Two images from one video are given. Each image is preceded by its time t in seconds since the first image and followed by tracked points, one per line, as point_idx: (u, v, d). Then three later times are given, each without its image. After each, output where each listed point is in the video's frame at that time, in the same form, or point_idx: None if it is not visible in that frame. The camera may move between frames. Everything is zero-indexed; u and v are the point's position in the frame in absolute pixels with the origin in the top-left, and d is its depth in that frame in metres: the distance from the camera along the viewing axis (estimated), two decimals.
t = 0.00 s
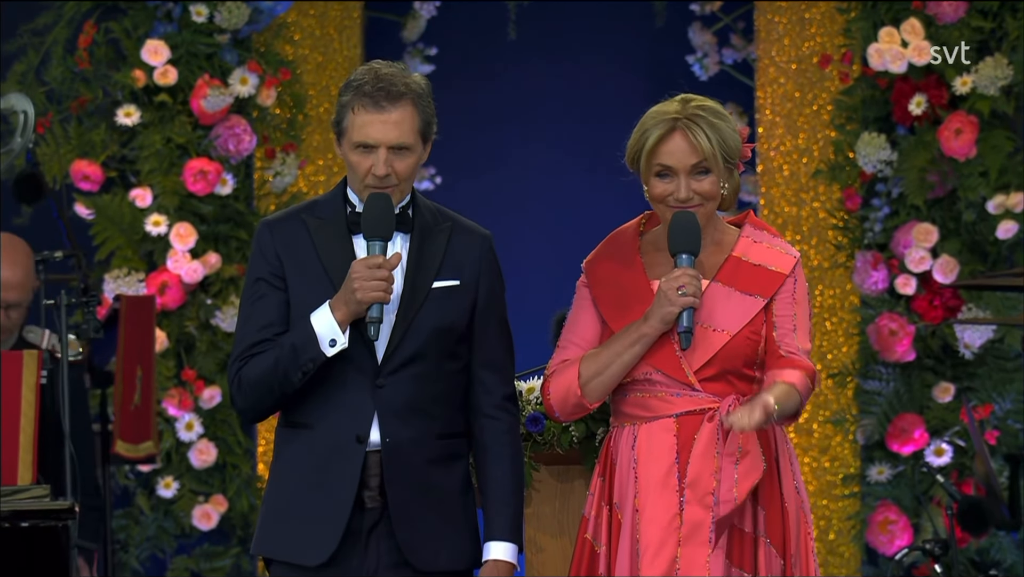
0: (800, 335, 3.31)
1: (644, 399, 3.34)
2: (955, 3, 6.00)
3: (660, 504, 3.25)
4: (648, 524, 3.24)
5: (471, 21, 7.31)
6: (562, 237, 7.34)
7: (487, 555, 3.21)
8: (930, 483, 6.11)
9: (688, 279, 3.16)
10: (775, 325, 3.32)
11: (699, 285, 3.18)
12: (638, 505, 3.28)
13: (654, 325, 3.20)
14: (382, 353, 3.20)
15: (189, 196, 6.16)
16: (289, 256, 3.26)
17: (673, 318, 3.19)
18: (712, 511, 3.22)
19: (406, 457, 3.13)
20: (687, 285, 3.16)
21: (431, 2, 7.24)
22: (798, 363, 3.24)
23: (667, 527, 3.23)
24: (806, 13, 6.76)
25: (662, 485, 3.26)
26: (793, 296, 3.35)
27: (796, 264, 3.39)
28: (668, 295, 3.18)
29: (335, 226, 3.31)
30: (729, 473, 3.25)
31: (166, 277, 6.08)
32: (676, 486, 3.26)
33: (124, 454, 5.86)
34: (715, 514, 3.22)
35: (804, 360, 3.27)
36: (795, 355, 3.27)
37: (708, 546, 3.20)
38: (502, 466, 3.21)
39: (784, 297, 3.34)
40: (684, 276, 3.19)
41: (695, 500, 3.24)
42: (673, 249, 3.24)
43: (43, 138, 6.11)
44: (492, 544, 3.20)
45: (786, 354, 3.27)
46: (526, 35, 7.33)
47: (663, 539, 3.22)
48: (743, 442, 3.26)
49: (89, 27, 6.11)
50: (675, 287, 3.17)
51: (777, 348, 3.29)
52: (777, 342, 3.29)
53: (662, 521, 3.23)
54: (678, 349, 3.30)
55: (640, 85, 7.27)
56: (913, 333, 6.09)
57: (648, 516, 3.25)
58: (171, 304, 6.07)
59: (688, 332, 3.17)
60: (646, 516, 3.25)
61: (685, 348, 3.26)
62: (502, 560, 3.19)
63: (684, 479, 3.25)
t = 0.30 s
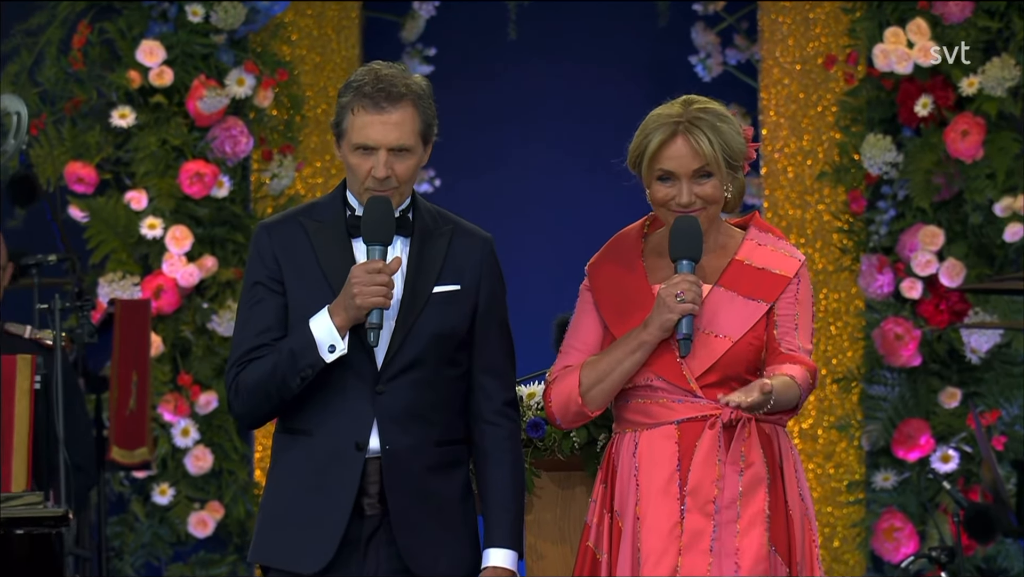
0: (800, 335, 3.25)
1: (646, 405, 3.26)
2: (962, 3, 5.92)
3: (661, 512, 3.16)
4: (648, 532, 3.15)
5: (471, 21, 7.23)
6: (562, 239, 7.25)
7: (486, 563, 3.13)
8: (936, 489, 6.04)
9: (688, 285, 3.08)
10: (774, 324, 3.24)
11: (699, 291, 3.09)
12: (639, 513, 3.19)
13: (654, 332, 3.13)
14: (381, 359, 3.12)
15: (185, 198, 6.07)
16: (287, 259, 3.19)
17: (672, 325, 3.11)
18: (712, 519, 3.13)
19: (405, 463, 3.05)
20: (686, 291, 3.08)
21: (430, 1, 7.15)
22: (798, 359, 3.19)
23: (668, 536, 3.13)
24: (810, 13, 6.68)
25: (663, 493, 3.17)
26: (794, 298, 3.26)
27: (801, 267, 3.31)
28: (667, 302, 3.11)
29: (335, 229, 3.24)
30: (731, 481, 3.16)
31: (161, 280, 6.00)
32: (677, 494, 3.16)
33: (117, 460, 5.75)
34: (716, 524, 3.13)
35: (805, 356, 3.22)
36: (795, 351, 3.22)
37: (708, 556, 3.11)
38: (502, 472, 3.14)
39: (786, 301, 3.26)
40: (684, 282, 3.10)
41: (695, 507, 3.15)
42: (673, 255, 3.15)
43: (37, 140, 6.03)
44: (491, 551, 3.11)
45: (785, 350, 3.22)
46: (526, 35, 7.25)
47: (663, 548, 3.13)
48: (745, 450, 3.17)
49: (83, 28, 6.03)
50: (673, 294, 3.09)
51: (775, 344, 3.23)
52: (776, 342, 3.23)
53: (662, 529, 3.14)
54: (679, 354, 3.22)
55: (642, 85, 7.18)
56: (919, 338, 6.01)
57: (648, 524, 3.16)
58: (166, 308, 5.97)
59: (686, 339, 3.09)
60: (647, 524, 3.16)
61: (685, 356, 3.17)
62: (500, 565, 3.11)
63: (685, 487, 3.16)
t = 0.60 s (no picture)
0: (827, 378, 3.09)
1: (649, 412, 3.17)
2: (969, 3, 5.80)
3: (667, 522, 3.07)
4: (654, 542, 3.07)
5: (471, 21, 7.14)
6: (563, 242, 7.15)
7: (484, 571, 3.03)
8: (943, 497, 5.92)
9: (684, 277, 3.02)
10: (798, 350, 3.10)
11: (696, 283, 3.03)
12: (642, 522, 3.10)
13: (654, 328, 3.06)
14: (378, 364, 3.03)
15: (181, 201, 5.98)
16: (285, 263, 3.10)
17: (672, 318, 3.04)
18: (720, 530, 3.06)
19: (404, 470, 2.96)
20: (683, 283, 3.02)
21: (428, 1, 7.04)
22: (821, 418, 3.04)
23: (674, 546, 3.06)
24: (814, 13, 6.61)
25: (668, 503, 3.09)
26: (804, 311, 3.15)
27: (807, 272, 3.21)
28: (665, 295, 3.04)
29: (332, 233, 3.16)
30: (738, 492, 3.08)
31: (155, 285, 5.91)
32: (682, 503, 3.09)
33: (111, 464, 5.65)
34: (724, 535, 3.05)
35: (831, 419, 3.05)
36: (821, 409, 3.05)
37: (717, 567, 3.04)
38: (502, 478, 3.05)
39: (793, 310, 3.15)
40: (680, 275, 3.04)
41: (703, 517, 3.08)
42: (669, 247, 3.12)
43: (29, 142, 5.94)
44: (488, 558, 3.03)
45: (811, 408, 3.05)
46: (527, 35, 7.16)
47: (670, 559, 3.05)
48: (760, 459, 3.07)
49: (76, 28, 5.94)
50: (670, 286, 3.03)
51: (801, 396, 3.07)
52: (799, 375, 3.08)
53: (668, 540, 3.06)
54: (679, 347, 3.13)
55: (643, 86, 7.09)
56: (926, 343, 5.92)
57: (653, 534, 3.07)
58: (161, 312, 5.89)
59: (686, 331, 3.02)
60: (652, 534, 3.08)
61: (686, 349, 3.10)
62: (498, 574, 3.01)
63: (691, 497, 3.08)
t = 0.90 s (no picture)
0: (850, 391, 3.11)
1: (655, 417, 3.09)
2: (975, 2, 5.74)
3: (673, 529, 2.99)
4: (659, 549, 2.99)
5: (470, 20, 7.07)
6: (565, 244, 7.08)
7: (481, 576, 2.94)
8: (950, 503, 5.88)
9: (688, 277, 2.96)
10: (826, 364, 3.09)
11: (701, 284, 2.97)
12: (648, 528, 3.02)
13: (659, 329, 2.98)
14: (376, 365, 2.97)
15: (176, 202, 5.90)
16: (281, 262, 3.03)
17: (676, 320, 2.98)
18: (724, 538, 2.97)
19: (401, 473, 2.88)
20: (687, 284, 2.96)
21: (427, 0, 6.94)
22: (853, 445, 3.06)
23: (679, 554, 2.97)
24: (818, 12, 6.55)
25: (674, 509, 3.01)
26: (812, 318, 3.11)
27: (817, 275, 3.16)
28: (668, 296, 2.98)
29: (330, 233, 3.09)
30: (745, 499, 3.00)
31: (151, 287, 5.82)
32: (688, 509, 3.00)
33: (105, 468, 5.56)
34: (729, 542, 2.96)
35: (857, 440, 3.08)
36: (854, 433, 3.07)
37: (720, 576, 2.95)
38: (502, 482, 2.97)
39: (807, 316, 3.12)
40: (684, 275, 2.98)
41: (707, 524, 2.99)
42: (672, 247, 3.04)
43: (22, 143, 5.85)
44: (487, 563, 2.93)
45: (847, 432, 3.06)
46: (527, 34, 7.08)
47: (675, 567, 2.97)
48: (772, 466, 3.01)
49: (70, 27, 5.85)
50: (674, 286, 2.97)
51: (836, 415, 3.07)
52: (831, 392, 3.07)
53: (673, 547, 2.98)
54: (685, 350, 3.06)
55: (645, 85, 7.01)
56: (932, 347, 5.84)
57: (658, 541, 2.99)
58: (156, 315, 5.80)
59: (692, 333, 2.97)
60: (657, 541, 2.99)
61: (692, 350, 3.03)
62: None
63: (697, 503, 3.00)
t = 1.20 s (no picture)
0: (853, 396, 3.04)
1: (661, 419, 3.00)
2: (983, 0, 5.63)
3: (681, 533, 2.91)
4: (667, 553, 2.90)
5: (470, 19, 6.98)
6: (565, 245, 6.99)
7: None
8: (957, 509, 5.77)
9: (700, 275, 2.86)
10: (831, 369, 3.01)
11: (712, 282, 2.87)
12: (655, 532, 2.93)
13: (669, 328, 2.90)
14: (374, 362, 2.89)
15: (171, 204, 5.81)
16: (278, 263, 2.96)
17: (687, 318, 2.89)
18: (735, 540, 2.89)
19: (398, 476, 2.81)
20: (698, 281, 2.86)
21: None
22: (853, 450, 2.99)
23: (688, 558, 2.89)
24: (823, 11, 6.48)
25: (682, 512, 2.92)
26: (819, 319, 3.04)
27: (824, 278, 3.09)
28: (678, 294, 2.88)
29: (325, 234, 3.03)
30: (754, 501, 2.92)
31: (145, 290, 5.73)
32: (697, 512, 2.92)
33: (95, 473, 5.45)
34: (742, 543, 2.88)
35: (858, 447, 3.01)
36: (855, 440, 3.00)
37: None
38: (500, 487, 2.89)
39: (816, 319, 3.04)
40: (696, 273, 2.88)
41: (717, 527, 2.91)
42: (682, 246, 2.95)
43: (15, 143, 5.75)
44: (488, 566, 2.84)
45: (848, 438, 3.00)
46: (528, 33, 6.99)
47: (683, 571, 2.88)
48: (781, 469, 2.93)
49: (64, 26, 5.76)
50: (685, 285, 2.87)
51: (837, 420, 3.00)
52: (835, 398, 3.00)
53: (682, 551, 2.89)
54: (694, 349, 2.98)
55: (647, 84, 6.93)
56: (938, 350, 5.74)
57: (667, 544, 2.90)
58: (150, 318, 5.71)
59: (702, 332, 2.86)
60: (665, 545, 2.91)
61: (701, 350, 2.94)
62: None
63: (706, 505, 2.92)
